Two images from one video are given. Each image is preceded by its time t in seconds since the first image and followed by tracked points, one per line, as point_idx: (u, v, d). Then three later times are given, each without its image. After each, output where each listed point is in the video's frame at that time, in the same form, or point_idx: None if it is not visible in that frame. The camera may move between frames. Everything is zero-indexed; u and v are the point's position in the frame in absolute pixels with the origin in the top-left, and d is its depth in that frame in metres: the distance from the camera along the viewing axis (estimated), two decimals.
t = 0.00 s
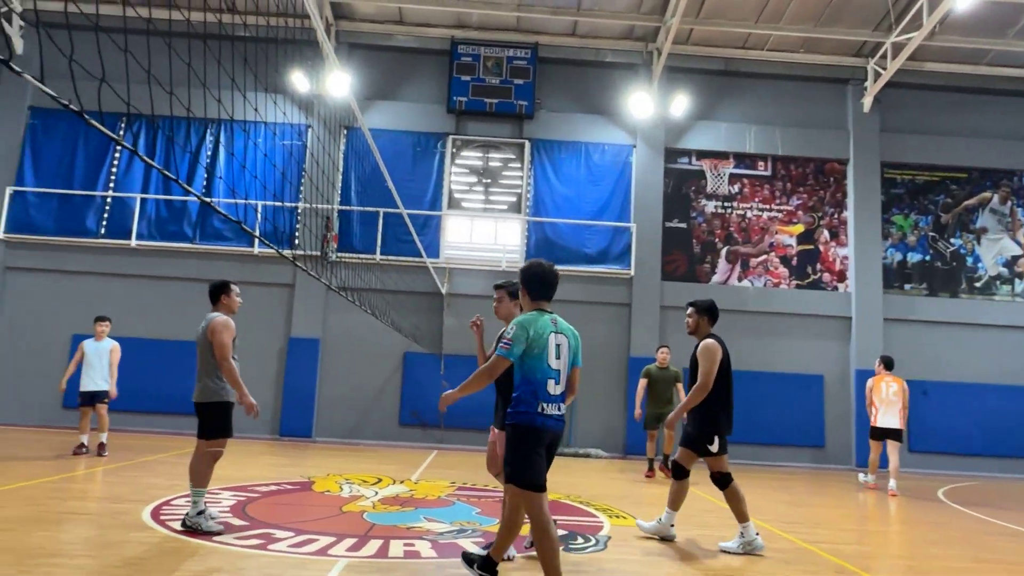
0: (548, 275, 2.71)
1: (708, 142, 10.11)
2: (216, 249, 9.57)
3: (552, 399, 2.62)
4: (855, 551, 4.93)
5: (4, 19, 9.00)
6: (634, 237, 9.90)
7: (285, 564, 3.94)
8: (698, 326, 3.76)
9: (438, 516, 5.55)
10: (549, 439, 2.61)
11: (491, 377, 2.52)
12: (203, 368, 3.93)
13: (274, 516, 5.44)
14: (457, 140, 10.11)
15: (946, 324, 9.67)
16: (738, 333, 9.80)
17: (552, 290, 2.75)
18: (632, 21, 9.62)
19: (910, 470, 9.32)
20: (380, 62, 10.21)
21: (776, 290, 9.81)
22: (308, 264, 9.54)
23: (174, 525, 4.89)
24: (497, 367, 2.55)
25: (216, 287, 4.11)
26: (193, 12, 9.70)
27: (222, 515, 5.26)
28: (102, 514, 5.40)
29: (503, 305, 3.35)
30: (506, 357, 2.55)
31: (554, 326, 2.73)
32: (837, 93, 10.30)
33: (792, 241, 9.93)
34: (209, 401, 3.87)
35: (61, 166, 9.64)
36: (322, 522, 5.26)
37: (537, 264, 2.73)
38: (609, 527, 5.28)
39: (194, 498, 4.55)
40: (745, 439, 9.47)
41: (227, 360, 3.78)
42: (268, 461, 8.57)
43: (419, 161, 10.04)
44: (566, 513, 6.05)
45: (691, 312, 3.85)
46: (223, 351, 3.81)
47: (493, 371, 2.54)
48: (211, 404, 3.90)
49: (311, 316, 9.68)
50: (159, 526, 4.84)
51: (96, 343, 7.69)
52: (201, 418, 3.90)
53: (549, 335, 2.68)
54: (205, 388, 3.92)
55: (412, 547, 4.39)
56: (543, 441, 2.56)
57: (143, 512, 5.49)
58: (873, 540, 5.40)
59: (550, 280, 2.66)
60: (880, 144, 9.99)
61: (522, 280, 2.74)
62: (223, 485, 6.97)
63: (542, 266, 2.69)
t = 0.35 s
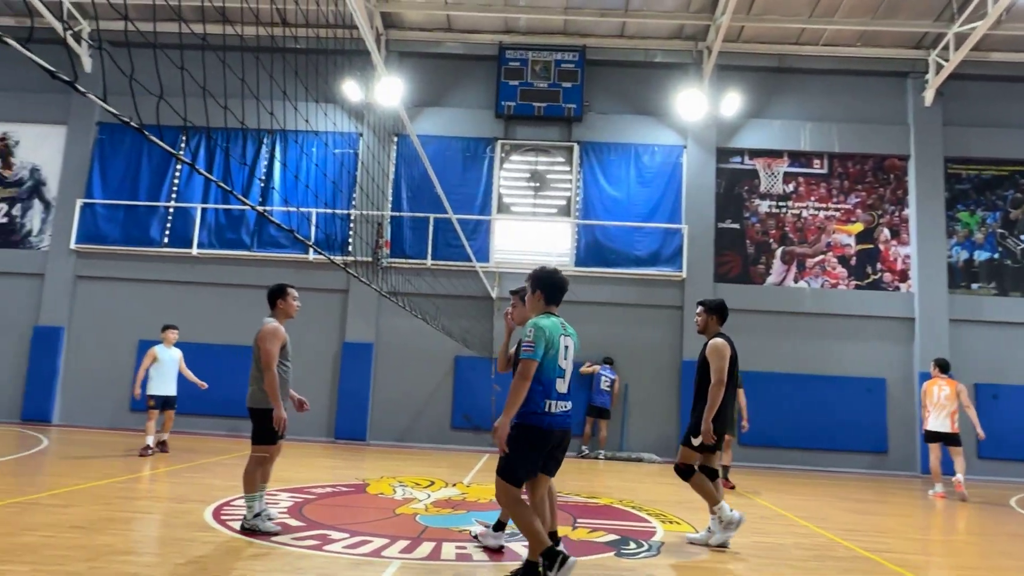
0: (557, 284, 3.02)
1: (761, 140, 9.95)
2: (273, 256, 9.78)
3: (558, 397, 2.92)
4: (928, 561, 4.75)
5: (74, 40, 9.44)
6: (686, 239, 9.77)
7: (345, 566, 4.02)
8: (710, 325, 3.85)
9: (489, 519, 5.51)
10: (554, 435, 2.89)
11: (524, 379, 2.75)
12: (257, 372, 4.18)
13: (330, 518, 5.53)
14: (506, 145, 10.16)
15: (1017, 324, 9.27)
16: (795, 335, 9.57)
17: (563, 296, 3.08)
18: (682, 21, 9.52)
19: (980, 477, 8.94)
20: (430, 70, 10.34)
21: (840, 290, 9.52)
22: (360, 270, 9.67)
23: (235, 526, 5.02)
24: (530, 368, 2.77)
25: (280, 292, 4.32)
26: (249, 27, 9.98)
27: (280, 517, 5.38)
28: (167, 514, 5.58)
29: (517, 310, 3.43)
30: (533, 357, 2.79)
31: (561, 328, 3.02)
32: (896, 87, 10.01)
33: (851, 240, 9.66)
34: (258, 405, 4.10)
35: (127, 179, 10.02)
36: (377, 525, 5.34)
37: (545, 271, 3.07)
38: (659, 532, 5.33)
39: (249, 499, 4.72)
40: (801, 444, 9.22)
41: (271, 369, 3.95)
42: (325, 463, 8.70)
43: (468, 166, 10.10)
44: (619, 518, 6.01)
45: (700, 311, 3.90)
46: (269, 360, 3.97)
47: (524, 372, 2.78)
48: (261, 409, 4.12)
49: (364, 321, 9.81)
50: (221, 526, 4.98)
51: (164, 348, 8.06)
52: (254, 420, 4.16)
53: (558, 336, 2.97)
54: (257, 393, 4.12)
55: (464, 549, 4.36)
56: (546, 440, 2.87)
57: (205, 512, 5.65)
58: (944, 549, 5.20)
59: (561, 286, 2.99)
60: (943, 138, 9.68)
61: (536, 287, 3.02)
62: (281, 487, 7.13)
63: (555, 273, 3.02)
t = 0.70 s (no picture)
0: (569, 287, 3.23)
1: (813, 137, 9.76)
2: (325, 261, 9.97)
3: (575, 393, 3.13)
4: (1001, 570, 4.57)
5: (136, 55, 9.82)
6: (737, 238, 9.61)
7: (402, 566, 4.07)
8: (718, 326, 3.82)
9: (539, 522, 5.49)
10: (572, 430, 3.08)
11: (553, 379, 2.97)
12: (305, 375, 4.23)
13: (382, 517, 5.61)
14: (552, 147, 10.17)
15: None
16: (849, 335, 9.34)
17: (574, 297, 3.28)
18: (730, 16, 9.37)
19: None
20: (476, 74, 10.43)
21: (896, 289, 9.27)
22: (409, 274, 9.77)
23: (291, 524, 5.14)
24: (558, 368, 2.98)
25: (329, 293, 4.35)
26: (300, 37, 10.21)
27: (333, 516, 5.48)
28: (225, 513, 5.74)
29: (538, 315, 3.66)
30: (558, 357, 3.03)
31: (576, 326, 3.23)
32: (957, 77, 9.69)
33: (909, 237, 9.40)
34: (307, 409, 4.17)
35: (186, 187, 10.36)
36: (428, 525, 5.39)
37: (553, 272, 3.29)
38: (713, 536, 5.36)
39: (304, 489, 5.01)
40: (856, 447, 8.98)
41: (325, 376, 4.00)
42: (377, 464, 8.82)
43: (515, 168, 10.14)
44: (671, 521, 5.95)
45: (710, 311, 3.88)
46: (323, 367, 4.02)
47: (553, 373, 2.99)
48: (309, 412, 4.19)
49: (413, 323, 9.93)
50: (277, 524, 5.10)
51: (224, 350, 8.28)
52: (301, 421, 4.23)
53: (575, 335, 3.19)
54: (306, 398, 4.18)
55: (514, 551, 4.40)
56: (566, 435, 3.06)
57: (262, 510, 5.82)
58: (1016, 558, 5.00)
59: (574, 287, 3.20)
60: (1007, 129, 9.35)
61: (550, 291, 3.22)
62: (334, 487, 7.26)
63: (564, 276, 3.23)
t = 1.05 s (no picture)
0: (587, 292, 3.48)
1: (867, 130, 9.52)
2: (374, 262, 10.12)
3: (588, 393, 3.33)
4: None
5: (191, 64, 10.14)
6: (788, 235, 9.41)
7: (455, 565, 4.11)
8: (726, 320, 3.89)
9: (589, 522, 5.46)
10: (582, 425, 3.28)
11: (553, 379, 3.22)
12: (353, 376, 4.23)
13: (432, 516, 5.67)
14: (597, 145, 10.12)
15: None
16: (906, 334, 9.07)
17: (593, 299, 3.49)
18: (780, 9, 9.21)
19: None
20: (521, 74, 10.45)
21: (957, 285, 8.98)
22: (456, 274, 9.84)
23: (343, 521, 5.24)
24: (557, 370, 3.23)
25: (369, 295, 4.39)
26: (348, 43, 10.38)
27: (384, 514, 5.56)
28: (280, 510, 5.87)
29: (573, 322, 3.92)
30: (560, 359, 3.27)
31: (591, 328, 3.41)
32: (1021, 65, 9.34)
33: (970, 232, 9.09)
34: (360, 408, 4.18)
35: (240, 192, 10.63)
36: (478, 524, 5.42)
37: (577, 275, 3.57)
38: (767, 538, 5.49)
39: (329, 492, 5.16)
40: (912, 449, 8.70)
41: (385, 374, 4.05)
42: (425, 463, 8.90)
43: (560, 168, 10.12)
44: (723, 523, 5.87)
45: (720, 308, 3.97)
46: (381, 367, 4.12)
47: (552, 374, 3.24)
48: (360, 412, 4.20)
49: (460, 323, 9.99)
50: (330, 521, 5.20)
51: (266, 352, 8.56)
52: (350, 423, 4.20)
53: (586, 336, 3.39)
54: (355, 396, 4.21)
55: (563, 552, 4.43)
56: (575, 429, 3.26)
57: (316, 508, 5.93)
58: None
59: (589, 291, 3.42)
60: None
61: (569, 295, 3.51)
62: (383, 485, 7.36)
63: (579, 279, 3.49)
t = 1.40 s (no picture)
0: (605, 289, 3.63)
1: (913, 120, 9.28)
2: (412, 260, 10.21)
3: (615, 387, 3.47)
4: None
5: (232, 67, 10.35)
6: (831, 228, 9.22)
7: (496, 560, 4.13)
8: (736, 317, 3.96)
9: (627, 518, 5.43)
10: (612, 418, 3.43)
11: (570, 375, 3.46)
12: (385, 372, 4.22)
13: (471, 511, 5.70)
14: (634, 140, 10.05)
15: None
16: (955, 329, 8.83)
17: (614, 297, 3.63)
18: None
19: None
20: (556, 69, 10.43)
21: (1008, 278, 8.71)
22: (493, 270, 9.87)
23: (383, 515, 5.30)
24: (570, 368, 3.48)
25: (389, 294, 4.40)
26: (384, 42, 10.50)
27: (424, 509, 5.61)
28: (322, 503, 5.97)
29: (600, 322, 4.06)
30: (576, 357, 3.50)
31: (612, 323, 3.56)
32: None
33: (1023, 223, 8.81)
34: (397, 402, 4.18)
35: (281, 192, 10.82)
36: (517, 520, 5.44)
37: (603, 274, 3.73)
38: (807, 536, 5.43)
39: (362, 493, 5.14)
40: (959, 447, 8.47)
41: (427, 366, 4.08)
42: (463, 458, 8.95)
43: (597, 163, 10.08)
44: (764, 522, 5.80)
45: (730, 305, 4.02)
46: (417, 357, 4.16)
47: (569, 371, 3.48)
48: (396, 406, 4.20)
49: (497, 320, 10.02)
50: (370, 516, 5.26)
51: (296, 349, 8.79)
52: (387, 418, 4.18)
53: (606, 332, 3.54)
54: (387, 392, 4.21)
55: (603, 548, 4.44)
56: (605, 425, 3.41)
57: (356, 502, 6.02)
58: None
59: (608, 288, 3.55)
60: None
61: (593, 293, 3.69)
62: (422, 480, 7.44)
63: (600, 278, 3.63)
